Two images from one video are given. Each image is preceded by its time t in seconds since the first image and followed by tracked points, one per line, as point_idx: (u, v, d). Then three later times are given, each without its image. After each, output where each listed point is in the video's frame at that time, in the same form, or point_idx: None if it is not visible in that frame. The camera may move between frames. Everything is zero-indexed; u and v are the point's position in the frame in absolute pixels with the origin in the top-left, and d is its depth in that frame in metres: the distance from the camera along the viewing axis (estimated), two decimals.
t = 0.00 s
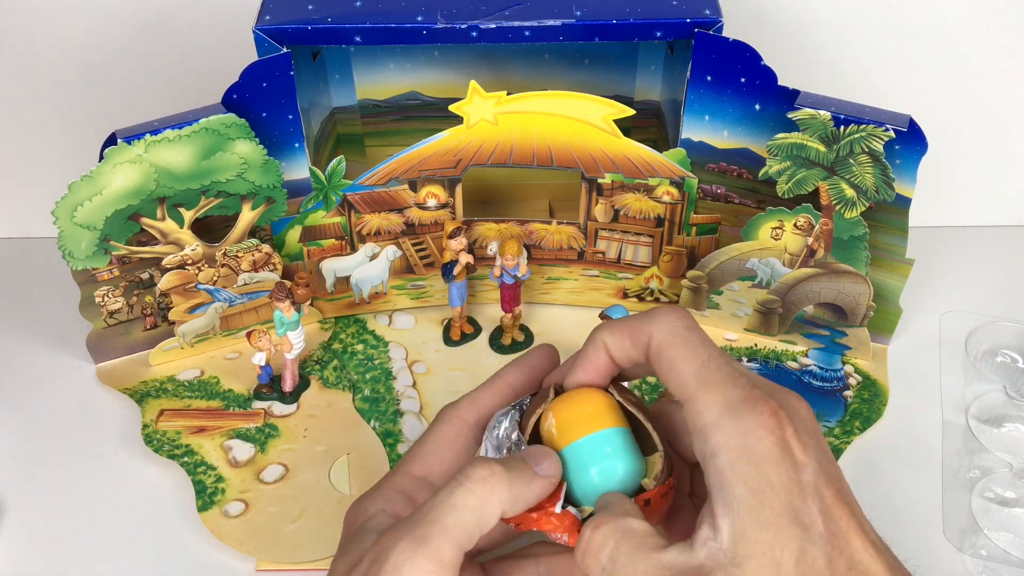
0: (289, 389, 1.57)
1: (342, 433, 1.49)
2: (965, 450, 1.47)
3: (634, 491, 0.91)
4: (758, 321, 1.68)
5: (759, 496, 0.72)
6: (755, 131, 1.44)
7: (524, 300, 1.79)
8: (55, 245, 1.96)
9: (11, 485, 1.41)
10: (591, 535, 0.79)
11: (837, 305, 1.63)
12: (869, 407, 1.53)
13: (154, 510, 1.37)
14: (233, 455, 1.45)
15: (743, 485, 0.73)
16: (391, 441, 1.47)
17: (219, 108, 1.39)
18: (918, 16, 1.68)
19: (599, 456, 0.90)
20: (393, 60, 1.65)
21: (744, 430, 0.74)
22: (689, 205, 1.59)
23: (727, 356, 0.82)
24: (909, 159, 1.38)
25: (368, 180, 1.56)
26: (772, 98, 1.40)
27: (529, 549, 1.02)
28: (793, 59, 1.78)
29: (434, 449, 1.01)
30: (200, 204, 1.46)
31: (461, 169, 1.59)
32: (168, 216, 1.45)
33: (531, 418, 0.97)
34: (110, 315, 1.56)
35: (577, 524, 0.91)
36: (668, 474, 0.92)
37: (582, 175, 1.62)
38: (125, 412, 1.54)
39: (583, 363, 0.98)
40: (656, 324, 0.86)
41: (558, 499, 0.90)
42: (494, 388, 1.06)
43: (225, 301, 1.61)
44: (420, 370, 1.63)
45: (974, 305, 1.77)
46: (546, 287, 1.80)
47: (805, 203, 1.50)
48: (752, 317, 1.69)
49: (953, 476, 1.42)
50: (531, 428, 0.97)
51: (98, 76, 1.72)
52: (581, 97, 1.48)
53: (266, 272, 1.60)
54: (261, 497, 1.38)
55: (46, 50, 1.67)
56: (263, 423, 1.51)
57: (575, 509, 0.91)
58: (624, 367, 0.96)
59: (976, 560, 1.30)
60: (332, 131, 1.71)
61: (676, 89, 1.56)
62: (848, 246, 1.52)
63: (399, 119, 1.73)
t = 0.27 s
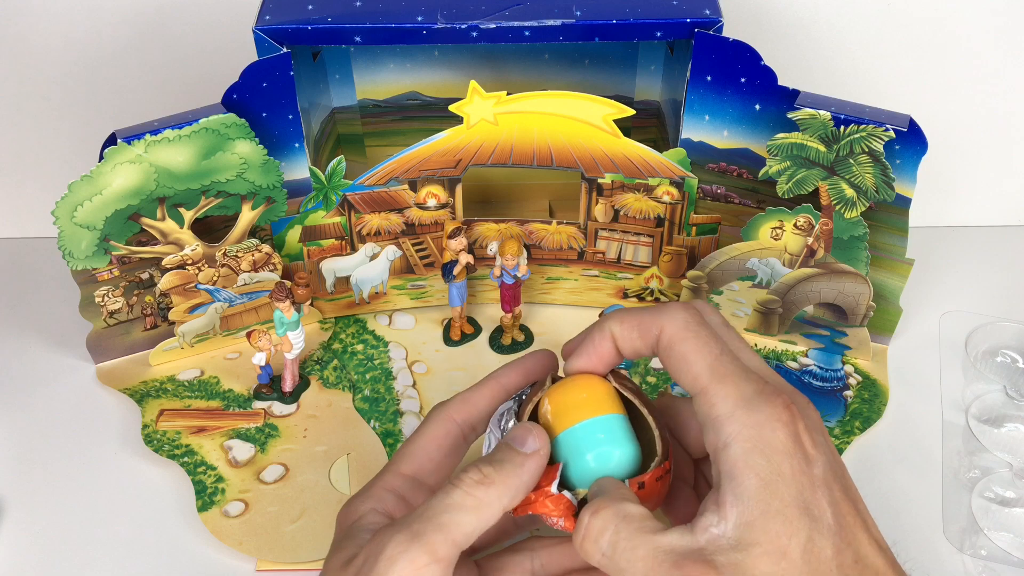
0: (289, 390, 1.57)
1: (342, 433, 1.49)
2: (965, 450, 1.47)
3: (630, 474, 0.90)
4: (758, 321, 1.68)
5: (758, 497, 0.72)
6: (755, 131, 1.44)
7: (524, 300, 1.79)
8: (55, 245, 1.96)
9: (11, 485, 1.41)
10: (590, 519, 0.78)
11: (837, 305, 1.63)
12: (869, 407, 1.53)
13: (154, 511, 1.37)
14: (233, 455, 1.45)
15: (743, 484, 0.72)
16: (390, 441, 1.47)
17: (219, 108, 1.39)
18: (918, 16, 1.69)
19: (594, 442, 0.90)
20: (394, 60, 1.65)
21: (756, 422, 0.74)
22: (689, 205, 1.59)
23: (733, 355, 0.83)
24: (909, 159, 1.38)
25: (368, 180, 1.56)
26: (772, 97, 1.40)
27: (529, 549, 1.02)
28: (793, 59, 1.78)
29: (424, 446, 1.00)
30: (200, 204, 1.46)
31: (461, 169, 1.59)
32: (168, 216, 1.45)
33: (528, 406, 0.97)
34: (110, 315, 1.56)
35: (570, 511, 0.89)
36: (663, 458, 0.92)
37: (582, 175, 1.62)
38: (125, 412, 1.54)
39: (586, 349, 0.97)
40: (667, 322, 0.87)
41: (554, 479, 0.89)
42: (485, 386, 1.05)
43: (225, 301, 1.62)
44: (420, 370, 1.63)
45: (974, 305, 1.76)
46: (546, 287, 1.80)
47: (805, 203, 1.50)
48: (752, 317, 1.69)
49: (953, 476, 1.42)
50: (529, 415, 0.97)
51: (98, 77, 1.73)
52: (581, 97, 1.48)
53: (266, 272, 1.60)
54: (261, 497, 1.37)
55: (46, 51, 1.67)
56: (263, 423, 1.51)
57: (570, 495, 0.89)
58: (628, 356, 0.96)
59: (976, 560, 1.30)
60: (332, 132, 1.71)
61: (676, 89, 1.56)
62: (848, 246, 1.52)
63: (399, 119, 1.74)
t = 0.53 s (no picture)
0: (289, 390, 1.57)
1: (342, 433, 1.49)
2: (965, 450, 1.47)
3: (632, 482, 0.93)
4: (758, 321, 1.68)
5: (761, 498, 0.72)
6: (755, 131, 1.44)
7: (524, 300, 1.79)
8: (55, 245, 1.96)
9: (11, 485, 1.41)
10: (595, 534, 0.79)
11: (837, 305, 1.63)
12: (869, 407, 1.53)
13: (154, 511, 1.37)
14: (233, 455, 1.45)
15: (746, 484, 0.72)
16: (390, 441, 1.47)
17: (219, 108, 1.39)
18: (918, 16, 1.68)
19: (591, 450, 0.93)
20: (394, 60, 1.65)
21: (753, 431, 0.73)
22: (689, 205, 1.59)
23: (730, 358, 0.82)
24: (909, 159, 1.38)
25: (368, 180, 1.56)
26: (772, 97, 1.40)
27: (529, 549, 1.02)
28: (793, 59, 1.78)
29: (430, 452, 1.00)
30: (200, 205, 1.46)
31: (461, 169, 1.59)
32: (168, 216, 1.45)
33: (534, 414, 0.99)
34: (110, 315, 1.56)
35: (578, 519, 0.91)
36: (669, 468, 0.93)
37: (582, 174, 1.62)
38: (125, 412, 1.54)
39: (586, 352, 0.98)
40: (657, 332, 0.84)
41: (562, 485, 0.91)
42: (495, 396, 1.07)
43: (225, 301, 1.62)
44: (420, 370, 1.63)
45: (974, 305, 1.76)
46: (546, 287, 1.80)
47: (805, 203, 1.50)
48: (752, 318, 1.69)
49: (953, 476, 1.42)
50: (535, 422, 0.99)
51: (99, 77, 1.73)
52: (581, 97, 1.48)
53: (266, 272, 1.60)
54: (261, 497, 1.37)
55: (46, 50, 1.67)
56: (263, 423, 1.51)
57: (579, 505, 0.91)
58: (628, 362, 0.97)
59: (976, 560, 1.30)
60: (332, 132, 1.71)
61: (675, 89, 1.56)
62: (848, 246, 1.52)
63: (399, 119, 1.74)
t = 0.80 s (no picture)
0: (289, 390, 1.57)
1: (342, 433, 1.49)
2: (964, 450, 1.47)
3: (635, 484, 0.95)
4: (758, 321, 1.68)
5: (764, 498, 0.71)
6: (755, 131, 1.44)
7: (524, 300, 1.79)
8: (55, 245, 1.96)
9: (11, 485, 1.41)
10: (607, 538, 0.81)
11: (837, 305, 1.63)
12: (869, 407, 1.53)
13: (153, 510, 1.37)
14: (233, 455, 1.45)
15: (748, 483, 0.72)
16: (390, 441, 1.47)
17: (219, 108, 1.39)
18: (918, 16, 1.69)
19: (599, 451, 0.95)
20: (394, 60, 1.65)
21: (756, 432, 0.72)
22: (689, 205, 1.59)
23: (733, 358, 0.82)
24: (909, 159, 1.38)
25: (368, 180, 1.56)
26: (772, 98, 1.40)
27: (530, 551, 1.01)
28: (793, 59, 1.78)
29: (432, 451, 1.00)
30: (200, 205, 1.46)
31: (461, 169, 1.59)
32: (168, 216, 1.45)
33: (536, 412, 1.00)
34: (110, 315, 1.56)
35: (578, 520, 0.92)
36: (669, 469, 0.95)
37: (583, 174, 1.62)
38: (125, 412, 1.54)
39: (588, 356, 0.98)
40: (662, 331, 0.82)
41: (564, 486, 0.92)
42: (498, 395, 1.07)
43: (225, 301, 1.61)
44: (420, 370, 1.63)
45: (974, 304, 1.76)
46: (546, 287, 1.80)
47: (805, 203, 1.50)
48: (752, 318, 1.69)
49: (953, 476, 1.42)
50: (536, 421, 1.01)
51: (99, 78, 1.73)
52: (581, 97, 1.48)
53: (266, 272, 1.60)
54: (261, 497, 1.37)
55: (46, 50, 1.68)
56: (263, 423, 1.51)
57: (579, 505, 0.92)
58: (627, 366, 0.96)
59: (976, 560, 1.30)
60: (332, 132, 1.71)
61: (675, 89, 1.56)
62: (848, 246, 1.52)
63: (399, 120, 1.74)
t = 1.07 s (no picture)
0: (289, 390, 1.57)
1: (342, 433, 1.49)
2: (964, 450, 1.47)
3: (631, 479, 0.94)
4: (758, 321, 1.68)
5: (766, 501, 0.71)
6: (755, 131, 1.44)
7: (524, 300, 1.79)
8: (55, 245, 1.96)
9: (11, 486, 1.41)
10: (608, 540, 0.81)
11: (837, 305, 1.63)
12: (869, 407, 1.53)
13: (154, 510, 1.37)
14: (233, 455, 1.45)
15: (749, 482, 0.72)
16: (390, 441, 1.47)
17: (219, 108, 1.39)
18: (918, 16, 1.69)
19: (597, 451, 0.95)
20: (394, 60, 1.65)
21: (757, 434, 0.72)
22: (689, 205, 1.59)
23: (733, 359, 0.81)
24: (909, 159, 1.38)
25: (368, 180, 1.56)
26: (772, 97, 1.40)
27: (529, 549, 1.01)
28: (793, 59, 1.78)
29: (430, 450, 1.01)
30: (200, 204, 1.46)
31: (461, 169, 1.59)
32: (168, 216, 1.45)
33: (531, 414, 1.00)
34: (110, 315, 1.56)
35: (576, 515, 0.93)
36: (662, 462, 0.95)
37: (582, 174, 1.62)
38: (125, 412, 1.54)
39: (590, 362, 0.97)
40: (658, 337, 0.84)
41: (559, 485, 0.93)
42: (491, 398, 1.08)
43: (225, 301, 1.61)
44: (420, 370, 1.63)
45: (974, 304, 1.77)
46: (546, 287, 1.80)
47: (805, 203, 1.50)
48: (752, 318, 1.69)
49: (953, 475, 1.42)
50: (534, 424, 1.01)
51: (99, 78, 1.73)
52: (581, 97, 1.48)
53: (266, 272, 1.60)
54: (261, 497, 1.37)
55: (46, 50, 1.68)
56: (263, 423, 1.51)
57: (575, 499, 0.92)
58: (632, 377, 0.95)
59: (976, 560, 1.30)
60: (332, 132, 1.71)
61: (676, 89, 1.56)
62: (848, 246, 1.52)
63: (399, 119, 1.74)
